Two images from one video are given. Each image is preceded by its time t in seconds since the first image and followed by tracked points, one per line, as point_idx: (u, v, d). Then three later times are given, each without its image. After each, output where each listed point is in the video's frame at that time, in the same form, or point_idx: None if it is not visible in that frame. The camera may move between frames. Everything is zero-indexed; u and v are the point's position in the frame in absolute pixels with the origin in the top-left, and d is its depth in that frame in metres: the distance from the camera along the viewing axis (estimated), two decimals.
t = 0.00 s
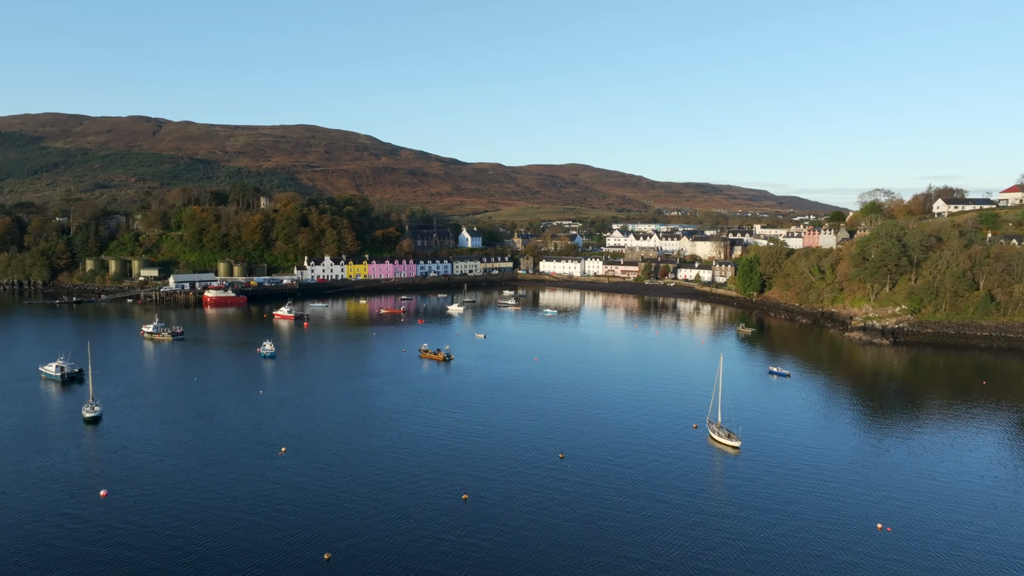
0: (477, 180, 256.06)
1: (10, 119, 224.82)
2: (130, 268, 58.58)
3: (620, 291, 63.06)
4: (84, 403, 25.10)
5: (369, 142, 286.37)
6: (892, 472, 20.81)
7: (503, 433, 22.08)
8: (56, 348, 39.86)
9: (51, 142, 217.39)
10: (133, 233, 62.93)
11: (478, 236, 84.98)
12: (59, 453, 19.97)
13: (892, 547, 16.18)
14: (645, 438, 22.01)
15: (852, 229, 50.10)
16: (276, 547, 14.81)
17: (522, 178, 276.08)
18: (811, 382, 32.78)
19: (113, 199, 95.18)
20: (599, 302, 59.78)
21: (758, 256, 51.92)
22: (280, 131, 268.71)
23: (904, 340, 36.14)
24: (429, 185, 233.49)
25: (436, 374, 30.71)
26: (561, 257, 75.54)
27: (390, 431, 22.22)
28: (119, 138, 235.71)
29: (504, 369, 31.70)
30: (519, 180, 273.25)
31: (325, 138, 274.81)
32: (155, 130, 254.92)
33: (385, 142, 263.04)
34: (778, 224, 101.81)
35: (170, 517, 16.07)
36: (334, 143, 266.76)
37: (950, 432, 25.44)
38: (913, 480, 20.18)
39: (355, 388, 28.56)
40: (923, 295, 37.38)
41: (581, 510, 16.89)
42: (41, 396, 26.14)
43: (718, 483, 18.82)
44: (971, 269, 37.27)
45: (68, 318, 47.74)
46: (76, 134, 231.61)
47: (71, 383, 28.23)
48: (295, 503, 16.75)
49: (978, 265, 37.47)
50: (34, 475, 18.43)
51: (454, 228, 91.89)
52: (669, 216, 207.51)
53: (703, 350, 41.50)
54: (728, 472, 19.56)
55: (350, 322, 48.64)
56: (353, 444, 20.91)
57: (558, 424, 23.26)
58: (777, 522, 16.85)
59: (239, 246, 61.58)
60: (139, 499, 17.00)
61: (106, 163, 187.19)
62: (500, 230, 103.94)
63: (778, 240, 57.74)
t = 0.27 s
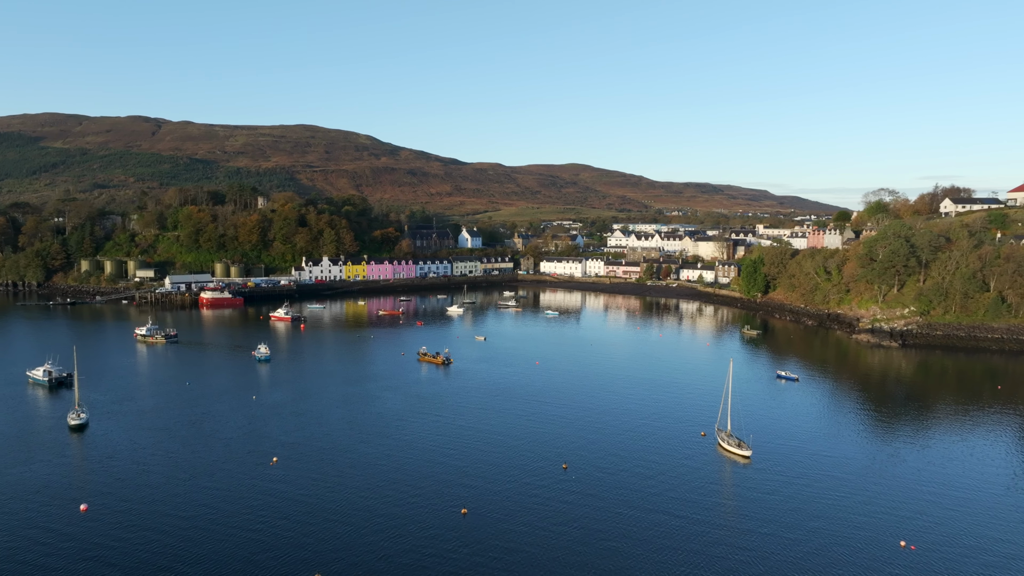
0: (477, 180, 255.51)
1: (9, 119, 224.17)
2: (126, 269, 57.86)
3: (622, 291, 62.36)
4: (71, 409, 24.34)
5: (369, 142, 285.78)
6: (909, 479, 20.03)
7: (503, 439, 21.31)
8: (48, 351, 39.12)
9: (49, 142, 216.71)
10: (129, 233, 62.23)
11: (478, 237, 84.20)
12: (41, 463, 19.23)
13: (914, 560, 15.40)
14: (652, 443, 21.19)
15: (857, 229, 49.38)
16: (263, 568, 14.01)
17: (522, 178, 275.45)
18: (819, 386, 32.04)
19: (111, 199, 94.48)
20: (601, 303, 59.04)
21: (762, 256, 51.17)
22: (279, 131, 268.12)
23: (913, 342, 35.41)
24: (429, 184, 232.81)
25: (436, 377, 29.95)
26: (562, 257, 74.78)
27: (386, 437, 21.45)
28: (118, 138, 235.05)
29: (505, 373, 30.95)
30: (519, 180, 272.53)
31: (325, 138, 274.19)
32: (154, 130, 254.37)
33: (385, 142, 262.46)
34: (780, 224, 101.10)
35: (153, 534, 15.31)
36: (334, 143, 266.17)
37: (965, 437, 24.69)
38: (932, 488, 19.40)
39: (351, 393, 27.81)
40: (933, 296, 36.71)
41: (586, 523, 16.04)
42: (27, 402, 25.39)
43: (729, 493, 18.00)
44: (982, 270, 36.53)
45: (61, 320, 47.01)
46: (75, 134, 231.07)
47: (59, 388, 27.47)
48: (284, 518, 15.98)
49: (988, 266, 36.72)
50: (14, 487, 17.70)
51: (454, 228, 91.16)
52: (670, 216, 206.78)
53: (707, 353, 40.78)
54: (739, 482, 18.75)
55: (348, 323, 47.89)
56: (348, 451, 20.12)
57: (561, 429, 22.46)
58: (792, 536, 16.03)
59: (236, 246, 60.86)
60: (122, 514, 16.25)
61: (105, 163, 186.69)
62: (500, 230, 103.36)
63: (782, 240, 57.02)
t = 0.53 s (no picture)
0: (477, 180, 254.86)
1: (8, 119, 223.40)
2: (121, 270, 57.07)
3: (624, 292, 61.64)
4: (56, 414, 23.51)
5: (369, 142, 285.12)
6: (926, 487, 19.23)
7: (504, 446, 20.47)
8: (38, 353, 38.31)
9: (48, 142, 215.95)
10: (125, 234, 61.48)
11: (478, 237, 83.41)
12: (21, 468, 18.39)
13: None
14: (659, 452, 20.35)
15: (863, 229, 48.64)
16: None
17: (522, 178, 274.76)
18: (827, 389, 31.29)
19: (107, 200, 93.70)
20: (602, 304, 58.28)
21: (767, 257, 50.40)
22: (279, 131, 267.47)
23: (922, 345, 34.67)
24: (428, 185, 232.10)
25: (434, 381, 29.17)
26: (562, 258, 74.00)
27: (382, 444, 20.54)
28: (117, 138, 234.31)
29: (505, 377, 30.16)
30: (519, 180, 271.87)
31: (325, 138, 273.53)
32: (153, 130, 253.78)
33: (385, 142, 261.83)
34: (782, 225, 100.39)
35: (133, 550, 14.48)
36: (334, 143, 265.53)
37: (981, 443, 23.90)
38: (950, 497, 18.60)
39: (346, 396, 26.96)
40: (943, 298, 36.11)
41: (591, 540, 15.21)
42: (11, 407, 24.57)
43: (742, 505, 17.17)
44: (992, 271, 35.79)
45: (56, 321, 46.24)
46: (75, 134, 230.44)
47: (45, 393, 26.66)
48: (273, 533, 15.16)
49: (999, 267, 35.98)
50: None
51: (453, 228, 90.43)
52: (670, 216, 205.87)
53: (711, 355, 40.00)
54: (750, 493, 17.94)
55: (346, 325, 47.12)
56: (342, 459, 19.27)
57: (562, 436, 21.70)
58: (808, 551, 15.22)
59: (233, 247, 60.11)
60: (103, 531, 15.19)
61: (105, 163, 186.12)
62: (501, 231, 102.67)
63: (786, 240, 56.27)
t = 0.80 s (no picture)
0: (477, 180, 254.21)
1: (6, 119, 222.81)
2: (116, 271, 56.35)
3: (625, 293, 60.92)
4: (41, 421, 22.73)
5: (369, 142, 284.45)
6: (943, 498, 18.52)
7: (506, 456, 19.73)
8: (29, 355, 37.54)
9: (47, 142, 215.32)
10: (120, 234, 60.74)
11: (478, 238, 82.71)
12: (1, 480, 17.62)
13: None
14: (665, 461, 19.63)
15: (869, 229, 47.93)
16: None
17: (522, 178, 274.10)
18: (834, 393, 30.60)
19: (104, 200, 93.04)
20: (604, 305, 57.55)
21: (771, 258, 49.68)
22: (279, 131, 266.81)
23: (932, 348, 33.95)
24: (428, 185, 231.50)
25: (432, 385, 28.48)
26: (563, 258, 73.30)
27: (378, 454, 19.79)
28: (117, 138, 233.71)
29: (505, 381, 29.43)
30: (519, 180, 271.20)
31: (325, 138, 272.86)
32: (153, 130, 253.10)
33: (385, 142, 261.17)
34: (784, 224, 99.69)
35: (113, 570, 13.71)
36: (333, 143, 264.88)
37: (997, 449, 23.17)
38: (968, 509, 17.90)
39: (342, 401, 26.21)
40: (952, 299, 35.39)
41: (597, 559, 14.47)
42: None
43: (754, 519, 16.45)
44: (1003, 272, 35.08)
45: (49, 323, 45.53)
46: (74, 134, 229.77)
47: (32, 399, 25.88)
48: (262, 551, 14.39)
49: (1010, 268, 35.26)
50: None
51: (452, 229, 89.74)
52: (671, 215, 205.33)
53: (716, 357, 39.25)
54: (762, 505, 17.20)
55: (344, 327, 46.39)
56: (335, 470, 18.53)
57: (564, 443, 21.00)
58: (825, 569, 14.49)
59: (230, 247, 59.38)
60: (84, 549, 14.38)
61: (104, 164, 185.50)
62: (501, 231, 101.95)
63: (790, 240, 55.54)
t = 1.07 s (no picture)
0: (477, 180, 253.57)
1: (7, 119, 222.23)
2: (112, 272, 55.67)
3: (627, 294, 60.20)
4: (25, 428, 21.98)
5: (368, 142, 283.82)
6: (961, 510, 17.80)
7: (507, 466, 19.04)
8: (20, 357, 36.81)
9: (46, 142, 214.78)
10: (116, 235, 60.02)
11: (478, 238, 82.02)
12: None
13: None
14: (672, 472, 18.92)
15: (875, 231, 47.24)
16: None
17: (522, 178, 273.44)
18: (843, 397, 29.85)
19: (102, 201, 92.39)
20: (605, 306, 56.86)
21: (775, 259, 48.98)
22: (278, 131, 266.12)
23: (942, 351, 33.24)
24: (428, 185, 230.88)
25: (430, 390, 27.75)
26: (564, 259, 72.61)
27: (374, 465, 19.06)
28: (116, 138, 233.12)
29: (505, 386, 28.71)
30: (519, 180, 270.51)
31: (324, 138, 272.17)
32: (152, 130, 252.51)
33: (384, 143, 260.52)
34: (786, 224, 99.02)
35: None
36: (333, 143, 264.18)
37: (1013, 456, 22.45)
38: (989, 522, 17.18)
39: (337, 407, 25.43)
40: (962, 301, 34.64)
41: None
42: None
43: (766, 535, 15.73)
44: (1014, 273, 34.34)
45: (43, 325, 44.83)
46: (73, 134, 229.09)
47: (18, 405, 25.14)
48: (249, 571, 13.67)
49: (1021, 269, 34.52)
50: None
51: (452, 229, 89.03)
52: (672, 215, 204.73)
53: (720, 360, 38.51)
54: (775, 520, 16.46)
55: (342, 329, 45.69)
56: (328, 482, 17.81)
57: (566, 453, 20.31)
58: None
59: (226, 248, 58.68)
60: (62, 569, 13.66)
61: (103, 164, 184.90)
62: (502, 231, 101.29)
63: (794, 241, 54.81)
